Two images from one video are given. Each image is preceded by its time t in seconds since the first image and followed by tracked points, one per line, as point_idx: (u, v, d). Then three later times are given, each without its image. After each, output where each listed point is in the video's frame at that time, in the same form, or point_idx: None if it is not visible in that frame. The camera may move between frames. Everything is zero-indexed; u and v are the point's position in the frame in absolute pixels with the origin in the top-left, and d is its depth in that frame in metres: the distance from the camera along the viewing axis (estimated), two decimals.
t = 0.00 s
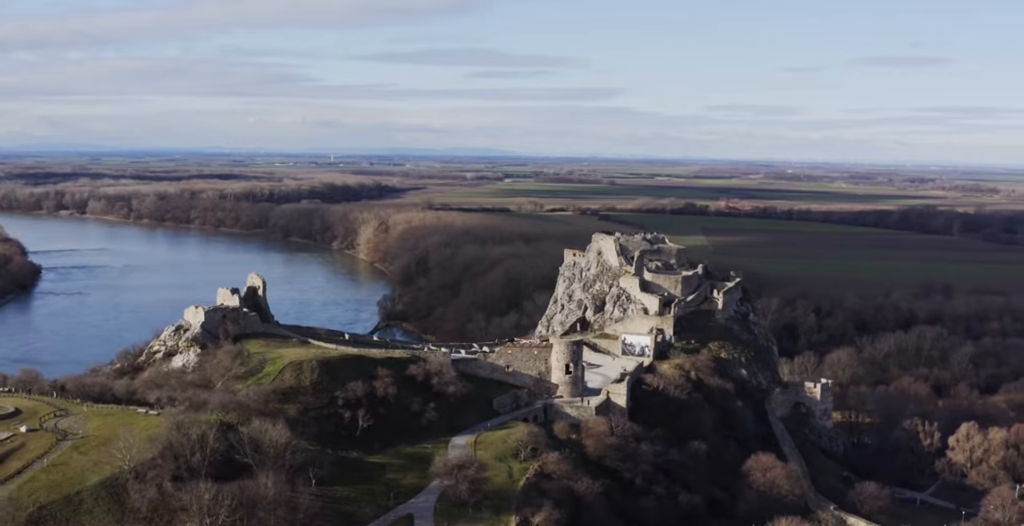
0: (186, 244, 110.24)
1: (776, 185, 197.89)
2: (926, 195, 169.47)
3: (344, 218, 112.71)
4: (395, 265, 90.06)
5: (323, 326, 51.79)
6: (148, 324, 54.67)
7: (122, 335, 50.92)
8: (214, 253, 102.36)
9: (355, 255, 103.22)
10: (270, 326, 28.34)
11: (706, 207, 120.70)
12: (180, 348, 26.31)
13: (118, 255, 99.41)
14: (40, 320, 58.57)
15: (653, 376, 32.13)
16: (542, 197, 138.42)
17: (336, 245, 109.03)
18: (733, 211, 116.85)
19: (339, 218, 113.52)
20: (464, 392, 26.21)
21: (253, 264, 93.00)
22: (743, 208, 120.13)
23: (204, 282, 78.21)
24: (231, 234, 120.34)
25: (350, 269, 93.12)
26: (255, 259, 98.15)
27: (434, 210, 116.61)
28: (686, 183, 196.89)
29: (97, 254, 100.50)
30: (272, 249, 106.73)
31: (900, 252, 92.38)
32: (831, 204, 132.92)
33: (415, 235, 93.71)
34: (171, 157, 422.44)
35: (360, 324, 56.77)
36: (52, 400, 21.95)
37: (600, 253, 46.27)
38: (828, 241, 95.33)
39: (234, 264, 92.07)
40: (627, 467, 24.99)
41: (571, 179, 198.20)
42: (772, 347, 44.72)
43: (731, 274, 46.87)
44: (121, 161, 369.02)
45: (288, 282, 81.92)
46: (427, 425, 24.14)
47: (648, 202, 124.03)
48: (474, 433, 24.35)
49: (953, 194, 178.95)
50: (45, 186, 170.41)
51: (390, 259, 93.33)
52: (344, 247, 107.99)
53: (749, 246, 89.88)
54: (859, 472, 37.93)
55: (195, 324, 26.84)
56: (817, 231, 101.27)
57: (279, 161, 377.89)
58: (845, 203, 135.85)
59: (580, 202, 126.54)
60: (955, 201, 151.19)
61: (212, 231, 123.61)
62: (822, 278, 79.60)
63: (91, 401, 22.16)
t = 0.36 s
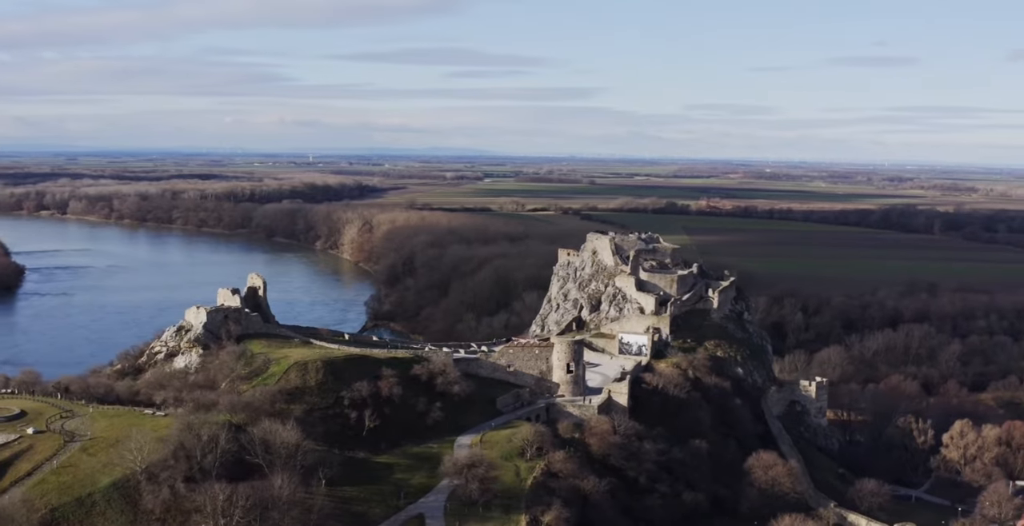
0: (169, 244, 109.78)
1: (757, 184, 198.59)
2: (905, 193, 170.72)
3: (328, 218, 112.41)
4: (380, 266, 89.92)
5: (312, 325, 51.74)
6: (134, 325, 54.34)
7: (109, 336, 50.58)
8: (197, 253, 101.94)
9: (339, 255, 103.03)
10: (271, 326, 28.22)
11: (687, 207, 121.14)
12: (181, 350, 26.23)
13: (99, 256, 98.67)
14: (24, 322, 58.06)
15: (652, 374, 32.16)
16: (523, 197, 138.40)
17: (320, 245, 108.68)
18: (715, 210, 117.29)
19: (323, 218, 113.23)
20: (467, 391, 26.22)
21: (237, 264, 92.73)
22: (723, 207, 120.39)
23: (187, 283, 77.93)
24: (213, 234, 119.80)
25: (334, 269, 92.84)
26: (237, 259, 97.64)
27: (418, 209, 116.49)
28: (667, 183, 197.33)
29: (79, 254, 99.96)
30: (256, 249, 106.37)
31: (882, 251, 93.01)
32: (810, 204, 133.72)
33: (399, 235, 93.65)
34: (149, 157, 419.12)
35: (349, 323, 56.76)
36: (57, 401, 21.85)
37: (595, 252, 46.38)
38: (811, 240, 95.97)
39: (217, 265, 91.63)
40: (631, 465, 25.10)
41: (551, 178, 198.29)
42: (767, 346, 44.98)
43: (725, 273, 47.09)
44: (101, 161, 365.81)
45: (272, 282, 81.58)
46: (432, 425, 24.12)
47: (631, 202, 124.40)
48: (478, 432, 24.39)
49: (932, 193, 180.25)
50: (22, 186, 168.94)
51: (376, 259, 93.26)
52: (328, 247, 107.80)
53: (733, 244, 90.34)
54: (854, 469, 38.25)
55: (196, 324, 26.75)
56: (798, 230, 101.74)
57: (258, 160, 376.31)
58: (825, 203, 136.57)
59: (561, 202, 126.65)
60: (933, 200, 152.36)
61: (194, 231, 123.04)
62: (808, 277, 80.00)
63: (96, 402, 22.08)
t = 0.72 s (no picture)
0: (153, 244, 109.26)
1: (739, 184, 199.15)
2: (887, 193, 171.81)
3: (313, 218, 112.13)
4: (366, 265, 89.76)
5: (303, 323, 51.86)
6: (121, 326, 54.02)
7: (97, 336, 50.23)
8: (182, 253, 101.53)
9: (325, 255, 102.84)
10: (273, 326, 28.15)
11: (670, 206, 121.52)
12: (184, 350, 26.16)
13: (82, 256, 98.03)
14: (10, 322, 57.72)
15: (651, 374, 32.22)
16: (507, 196, 138.40)
17: (306, 245, 108.43)
18: (698, 209, 117.68)
19: (308, 217, 112.96)
20: (471, 391, 26.22)
21: (222, 264, 92.46)
22: (706, 207, 120.64)
23: (173, 283, 77.69)
24: (197, 234, 119.27)
25: (320, 269, 92.60)
26: (222, 259, 97.21)
27: (403, 209, 116.37)
28: (650, 182, 197.88)
29: (63, 254, 99.36)
30: (241, 249, 106.02)
31: (867, 250, 93.60)
32: (793, 203, 134.37)
33: (386, 235, 93.65)
34: (130, 157, 416.12)
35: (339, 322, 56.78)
36: (62, 402, 21.76)
37: (591, 252, 46.46)
38: (796, 239, 96.54)
39: (201, 265, 91.26)
40: (635, 464, 25.20)
41: (533, 178, 198.29)
42: (762, 344, 45.15)
43: (720, 272, 47.29)
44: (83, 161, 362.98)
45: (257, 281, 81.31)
46: (437, 425, 24.12)
47: (615, 201, 124.64)
48: (483, 431, 24.41)
49: (912, 192, 181.60)
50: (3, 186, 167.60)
51: (362, 258, 93.20)
52: (313, 246, 107.62)
53: (721, 243, 90.74)
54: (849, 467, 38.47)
55: (199, 324, 26.68)
56: (783, 230, 102.20)
57: (241, 160, 374.67)
58: (807, 202, 137.24)
59: (546, 201, 126.72)
60: (914, 199, 153.54)
61: (178, 231, 122.49)
62: (796, 276, 80.38)
63: (100, 403, 22.00)
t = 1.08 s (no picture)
0: (136, 244, 108.64)
1: (722, 183, 199.46)
2: (867, 193, 172.92)
3: (297, 217, 111.72)
4: (352, 265, 89.59)
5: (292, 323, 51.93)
6: (108, 327, 53.70)
7: (84, 337, 49.89)
8: (166, 253, 101.01)
9: (309, 255, 102.52)
10: (275, 326, 28.08)
11: (653, 205, 121.69)
12: (186, 351, 26.08)
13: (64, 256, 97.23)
14: None
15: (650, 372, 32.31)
16: (489, 196, 138.21)
17: (290, 245, 108.02)
18: (680, 208, 117.68)
19: (292, 217, 112.53)
20: (475, 390, 26.23)
21: (206, 264, 92.10)
22: (688, 206, 120.97)
23: (159, 283, 77.37)
24: (180, 235, 118.56)
25: (305, 269, 92.29)
26: (205, 259, 96.70)
27: (388, 209, 116.08)
28: (632, 181, 198.30)
29: (45, 254, 98.64)
30: (225, 249, 105.54)
31: (851, 248, 94.34)
32: (775, 202, 134.84)
33: (371, 235, 93.50)
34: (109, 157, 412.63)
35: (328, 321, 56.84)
36: (68, 403, 21.66)
37: (586, 251, 46.55)
38: (781, 238, 97.10)
39: (185, 265, 90.74)
40: (639, 462, 25.36)
41: (514, 178, 197.86)
42: (757, 343, 45.38)
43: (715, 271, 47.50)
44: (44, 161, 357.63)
45: (242, 281, 81.03)
46: (442, 424, 24.13)
47: (598, 201, 124.70)
48: (488, 431, 24.44)
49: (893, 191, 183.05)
50: None
51: (348, 258, 93.04)
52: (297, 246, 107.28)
53: (708, 242, 91.14)
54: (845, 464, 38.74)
55: (201, 325, 26.60)
56: (767, 229, 102.75)
57: (222, 160, 372.25)
58: (788, 201, 137.80)
59: (529, 201, 126.61)
60: (894, 198, 154.65)
61: (160, 231, 121.78)
62: (782, 274, 80.83)
63: (106, 404, 21.92)
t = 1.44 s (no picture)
0: (118, 245, 107.92)
1: (703, 182, 199.70)
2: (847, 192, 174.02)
3: (280, 217, 111.28)
4: (338, 265, 89.39)
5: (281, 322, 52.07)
6: (95, 329, 53.31)
7: (71, 339, 49.49)
8: (149, 253, 100.42)
9: (293, 255, 102.15)
10: (277, 326, 28.00)
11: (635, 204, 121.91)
12: (189, 351, 25.99)
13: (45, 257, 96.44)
14: None
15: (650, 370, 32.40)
16: (470, 196, 137.93)
17: (273, 245, 107.58)
18: (663, 207, 118.06)
19: (275, 217, 112.08)
20: (479, 390, 26.25)
21: (190, 265, 91.66)
22: (670, 205, 121.16)
23: (144, 284, 77.02)
24: (161, 235, 117.81)
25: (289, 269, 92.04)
26: (188, 260, 96.16)
27: (371, 208, 115.79)
28: (615, 180, 198.55)
29: (26, 255, 97.84)
30: (208, 249, 104.98)
31: (835, 247, 94.98)
32: (757, 201, 135.23)
33: (357, 235, 93.30)
34: (87, 157, 408.83)
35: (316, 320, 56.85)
36: (73, 404, 21.58)
37: (581, 250, 46.67)
38: (765, 237, 97.64)
39: (168, 266, 90.23)
40: (643, 460, 25.51)
41: (496, 177, 197.51)
42: (752, 341, 45.61)
43: (710, 270, 47.71)
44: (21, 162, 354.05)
45: (227, 282, 80.74)
46: (448, 424, 24.14)
47: (580, 200, 124.78)
48: (493, 430, 24.48)
49: (873, 189, 184.23)
50: None
51: (333, 258, 92.86)
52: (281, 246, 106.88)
53: (693, 240, 91.54)
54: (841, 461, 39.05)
55: (204, 325, 26.51)
56: (751, 228, 103.17)
57: (202, 161, 370.25)
58: (770, 200, 138.33)
59: (511, 201, 126.49)
60: (874, 197, 155.67)
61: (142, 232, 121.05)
62: (769, 273, 81.26)
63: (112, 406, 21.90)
